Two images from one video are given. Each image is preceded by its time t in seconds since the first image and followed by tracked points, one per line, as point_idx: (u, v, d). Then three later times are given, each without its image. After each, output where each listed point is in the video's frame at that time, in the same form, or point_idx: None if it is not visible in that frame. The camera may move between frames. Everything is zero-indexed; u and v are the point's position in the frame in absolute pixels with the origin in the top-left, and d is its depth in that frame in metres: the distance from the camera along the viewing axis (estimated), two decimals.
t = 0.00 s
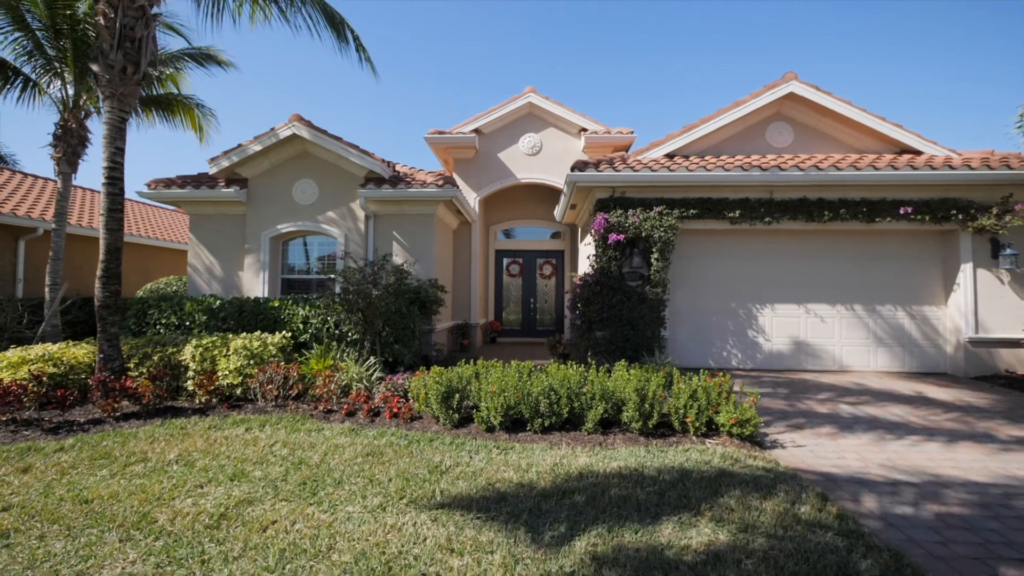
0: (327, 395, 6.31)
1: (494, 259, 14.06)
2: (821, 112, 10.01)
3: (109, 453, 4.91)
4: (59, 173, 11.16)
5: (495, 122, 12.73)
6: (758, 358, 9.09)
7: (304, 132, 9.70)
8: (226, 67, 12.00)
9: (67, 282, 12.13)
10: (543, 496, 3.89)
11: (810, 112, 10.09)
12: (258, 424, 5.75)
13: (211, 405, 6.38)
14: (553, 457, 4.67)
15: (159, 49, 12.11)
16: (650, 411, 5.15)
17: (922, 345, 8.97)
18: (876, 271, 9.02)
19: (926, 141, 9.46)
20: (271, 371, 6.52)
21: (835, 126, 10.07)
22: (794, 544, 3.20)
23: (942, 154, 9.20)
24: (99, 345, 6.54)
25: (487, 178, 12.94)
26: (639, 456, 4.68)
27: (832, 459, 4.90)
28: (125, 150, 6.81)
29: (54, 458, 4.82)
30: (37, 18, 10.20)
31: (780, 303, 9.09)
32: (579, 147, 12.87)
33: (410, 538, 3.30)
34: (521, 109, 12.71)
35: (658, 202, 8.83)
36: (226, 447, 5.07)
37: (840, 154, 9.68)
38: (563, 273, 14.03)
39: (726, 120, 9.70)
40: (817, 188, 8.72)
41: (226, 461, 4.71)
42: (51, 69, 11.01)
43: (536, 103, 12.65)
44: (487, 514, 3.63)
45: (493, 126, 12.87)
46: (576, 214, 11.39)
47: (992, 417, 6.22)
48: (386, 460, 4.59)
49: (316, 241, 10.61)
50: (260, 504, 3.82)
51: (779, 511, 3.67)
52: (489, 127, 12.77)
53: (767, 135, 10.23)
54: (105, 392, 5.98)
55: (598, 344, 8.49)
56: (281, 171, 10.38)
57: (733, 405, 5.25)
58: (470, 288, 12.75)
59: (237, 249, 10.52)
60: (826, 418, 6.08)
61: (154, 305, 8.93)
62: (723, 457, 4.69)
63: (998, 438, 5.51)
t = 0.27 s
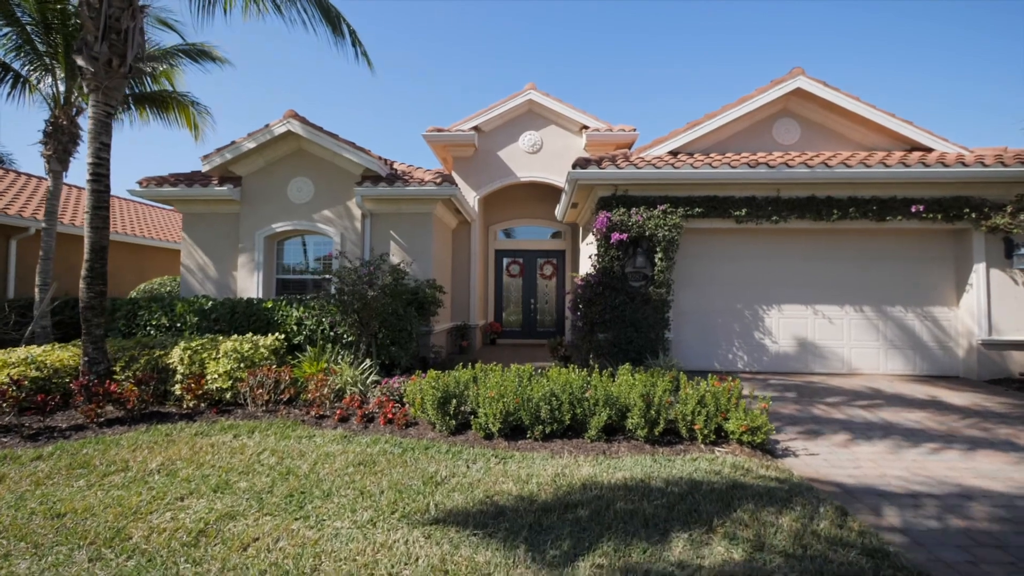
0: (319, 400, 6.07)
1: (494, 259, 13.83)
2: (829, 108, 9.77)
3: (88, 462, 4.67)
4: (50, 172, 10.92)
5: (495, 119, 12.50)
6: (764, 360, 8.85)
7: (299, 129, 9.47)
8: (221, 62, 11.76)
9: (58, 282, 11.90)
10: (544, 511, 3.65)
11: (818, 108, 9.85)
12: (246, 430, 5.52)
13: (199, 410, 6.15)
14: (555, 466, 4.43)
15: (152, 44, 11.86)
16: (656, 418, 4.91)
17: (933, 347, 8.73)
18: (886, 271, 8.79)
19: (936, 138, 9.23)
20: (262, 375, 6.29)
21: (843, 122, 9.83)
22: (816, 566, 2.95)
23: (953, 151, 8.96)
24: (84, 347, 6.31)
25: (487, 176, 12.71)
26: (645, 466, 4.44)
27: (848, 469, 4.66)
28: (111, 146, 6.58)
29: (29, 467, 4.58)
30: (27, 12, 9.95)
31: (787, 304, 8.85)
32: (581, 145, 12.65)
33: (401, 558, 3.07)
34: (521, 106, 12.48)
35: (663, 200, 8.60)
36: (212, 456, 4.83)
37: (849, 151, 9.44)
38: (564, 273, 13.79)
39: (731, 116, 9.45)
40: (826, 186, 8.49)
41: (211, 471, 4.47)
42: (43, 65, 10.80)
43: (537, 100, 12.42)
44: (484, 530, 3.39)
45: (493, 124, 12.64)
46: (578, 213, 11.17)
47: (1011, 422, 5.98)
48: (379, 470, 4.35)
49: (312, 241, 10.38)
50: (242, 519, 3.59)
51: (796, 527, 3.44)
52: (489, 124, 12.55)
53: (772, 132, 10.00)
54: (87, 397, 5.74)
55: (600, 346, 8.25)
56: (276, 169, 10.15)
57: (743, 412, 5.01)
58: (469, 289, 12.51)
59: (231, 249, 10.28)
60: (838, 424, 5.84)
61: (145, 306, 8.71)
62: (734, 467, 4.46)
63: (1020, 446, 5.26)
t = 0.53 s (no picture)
0: (310, 406, 5.83)
1: (493, 259, 13.60)
2: (836, 106, 9.55)
3: (63, 474, 4.44)
4: (39, 170, 10.66)
5: (494, 117, 12.27)
6: (770, 363, 8.61)
7: (293, 126, 9.24)
8: (216, 59, 11.51)
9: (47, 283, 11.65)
10: (544, 529, 3.41)
11: (824, 105, 9.63)
12: (233, 438, 5.28)
13: (185, 416, 5.91)
14: (556, 479, 4.19)
15: (145, 41, 11.61)
16: (662, 426, 4.67)
17: (944, 350, 8.49)
18: (895, 272, 8.56)
19: (947, 135, 9.00)
20: (251, 381, 6.04)
21: (850, 120, 9.61)
22: None
23: (964, 148, 8.73)
24: (66, 351, 6.07)
25: (486, 175, 12.47)
26: (651, 479, 4.20)
27: (864, 481, 4.42)
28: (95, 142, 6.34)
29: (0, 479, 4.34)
30: (16, 7, 9.70)
31: (794, 306, 8.62)
32: (582, 143, 12.42)
33: None
34: (521, 104, 12.25)
35: (666, 199, 8.36)
36: (194, 466, 4.59)
37: (856, 149, 9.22)
38: (565, 274, 13.57)
39: (736, 114, 9.22)
40: (834, 184, 8.27)
41: (192, 483, 4.23)
42: (33, 62, 10.55)
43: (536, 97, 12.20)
44: (479, 552, 3.14)
45: (492, 122, 12.41)
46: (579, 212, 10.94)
47: None
48: (369, 483, 4.11)
49: (307, 241, 10.15)
50: (220, 538, 3.34)
51: (816, 547, 3.20)
52: (488, 122, 12.32)
53: (778, 129, 9.77)
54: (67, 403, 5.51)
55: (603, 350, 8.00)
56: (270, 167, 9.92)
57: (754, 420, 4.77)
58: (468, 290, 12.28)
59: (224, 249, 10.05)
60: (851, 431, 5.60)
61: (133, 307, 8.47)
62: (745, 479, 4.22)
63: None
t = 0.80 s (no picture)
0: (301, 413, 5.60)
1: (493, 259, 13.37)
2: (844, 102, 9.31)
3: (37, 486, 4.20)
4: (28, 168, 10.41)
5: (494, 115, 12.03)
6: (778, 366, 8.38)
7: (287, 123, 9.01)
8: (211, 55, 11.26)
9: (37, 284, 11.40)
10: (545, 549, 3.17)
11: (832, 101, 9.39)
12: (220, 447, 5.05)
13: (172, 423, 5.68)
14: (557, 493, 3.95)
15: (138, 37, 11.35)
16: (669, 436, 4.44)
17: (956, 353, 8.25)
18: (906, 273, 8.32)
19: (959, 132, 8.76)
20: (240, 387, 5.82)
21: (859, 116, 9.37)
22: None
23: (977, 145, 8.48)
24: (48, 356, 5.84)
25: (486, 174, 12.24)
26: (659, 493, 3.96)
27: (884, 494, 4.18)
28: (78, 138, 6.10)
29: None
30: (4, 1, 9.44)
31: (802, 308, 8.38)
32: (583, 141, 12.20)
33: None
34: (521, 101, 12.02)
35: (671, 197, 8.12)
36: (177, 478, 4.35)
37: (865, 147, 8.99)
38: (566, 275, 13.34)
39: (742, 110, 8.98)
40: (843, 182, 8.03)
41: (172, 498, 3.99)
42: (22, 58, 10.30)
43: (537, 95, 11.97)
44: None
45: (492, 119, 12.18)
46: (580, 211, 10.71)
47: None
48: (360, 497, 3.88)
49: (302, 241, 9.92)
50: (197, 561, 3.11)
51: (839, 571, 2.96)
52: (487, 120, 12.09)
53: (785, 126, 9.53)
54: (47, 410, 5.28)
55: (605, 353, 7.76)
56: (264, 165, 9.69)
57: (766, 430, 4.53)
58: (468, 291, 12.05)
59: (217, 249, 9.82)
60: (865, 439, 5.36)
61: (123, 310, 8.25)
62: (758, 493, 3.98)
63: None
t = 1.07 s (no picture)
0: (291, 420, 5.37)
1: (493, 260, 13.15)
2: (852, 98, 9.09)
3: (8, 501, 3.96)
4: (16, 166, 10.16)
5: (493, 113, 11.81)
6: (785, 370, 8.15)
7: (281, 120, 8.78)
8: (204, 52, 11.05)
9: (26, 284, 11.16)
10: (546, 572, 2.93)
11: (840, 98, 9.17)
12: (206, 457, 4.81)
13: (156, 431, 5.45)
14: (559, 507, 3.72)
15: (130, 33, 11.12)
16: (677, 447, 4.22)
17: (968, 356, 8.02)
18: (916, 274, 8.09)
19: (970, 129, 8.53)
20: (228, 393, 5.59)
21: (867, 113, 9.15)
22: None
23: (989, 143, 8.25)
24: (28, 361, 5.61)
25: (485, 172, 12.01)
26: (667, 508, 3.73)
27: (905, 508, 3.95)
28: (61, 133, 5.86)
29: None
30: None
31: (809, 310, 8.16)
32: (584, 140, 11.98)
33: None
34: (521, 99, 11.80)
35: (674, 196, 7.90)
36: (158, 491, 4.11)
37: (874, 144, 8.77)
38: (566, 275, 13.12)
39: (747, 107, 8.75)
40: (852, 180, 7.81)
41: (149, 514, 3.75)
42: (10, 54, 10.06)
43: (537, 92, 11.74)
44: None
45: (491, 117, 11.95)
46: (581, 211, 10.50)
47: None
48: (349, 513, 3.64)
49: (296, 241, 9.70)
50: None
51: None
52: (486, 118, 11.86)
53: (791, 124, 9.31)
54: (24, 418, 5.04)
55: (607, 356, 7.53)
56: (258, 163, 9.47)
57: (779, 440, 4.30)
58: (467, 292, 11.83)
59: (210, 249, 9.59)
60: (880, 448, 5.12)
61: (111, 312, 8.02)
62: (773, 507, 3.75)
63: None
